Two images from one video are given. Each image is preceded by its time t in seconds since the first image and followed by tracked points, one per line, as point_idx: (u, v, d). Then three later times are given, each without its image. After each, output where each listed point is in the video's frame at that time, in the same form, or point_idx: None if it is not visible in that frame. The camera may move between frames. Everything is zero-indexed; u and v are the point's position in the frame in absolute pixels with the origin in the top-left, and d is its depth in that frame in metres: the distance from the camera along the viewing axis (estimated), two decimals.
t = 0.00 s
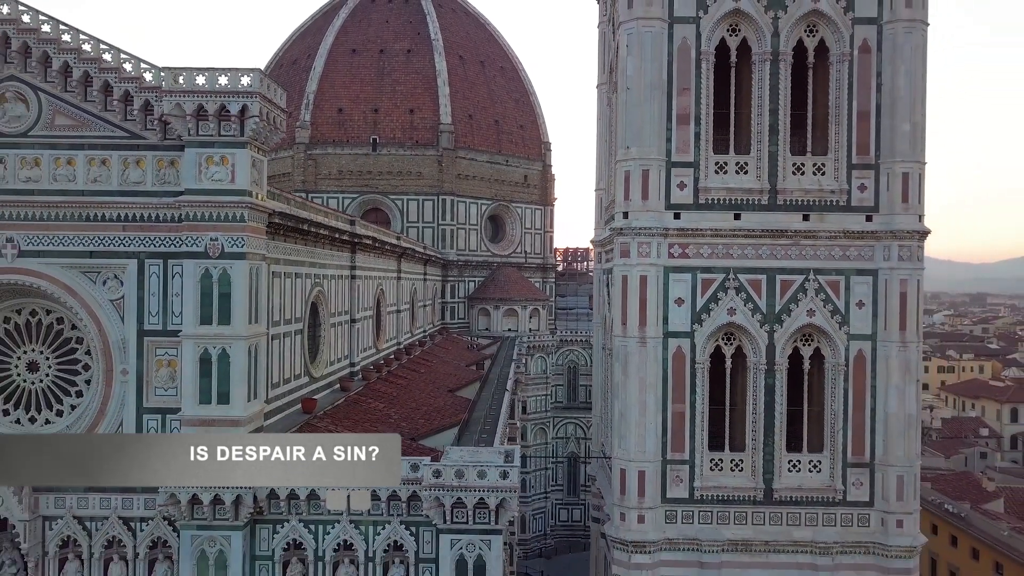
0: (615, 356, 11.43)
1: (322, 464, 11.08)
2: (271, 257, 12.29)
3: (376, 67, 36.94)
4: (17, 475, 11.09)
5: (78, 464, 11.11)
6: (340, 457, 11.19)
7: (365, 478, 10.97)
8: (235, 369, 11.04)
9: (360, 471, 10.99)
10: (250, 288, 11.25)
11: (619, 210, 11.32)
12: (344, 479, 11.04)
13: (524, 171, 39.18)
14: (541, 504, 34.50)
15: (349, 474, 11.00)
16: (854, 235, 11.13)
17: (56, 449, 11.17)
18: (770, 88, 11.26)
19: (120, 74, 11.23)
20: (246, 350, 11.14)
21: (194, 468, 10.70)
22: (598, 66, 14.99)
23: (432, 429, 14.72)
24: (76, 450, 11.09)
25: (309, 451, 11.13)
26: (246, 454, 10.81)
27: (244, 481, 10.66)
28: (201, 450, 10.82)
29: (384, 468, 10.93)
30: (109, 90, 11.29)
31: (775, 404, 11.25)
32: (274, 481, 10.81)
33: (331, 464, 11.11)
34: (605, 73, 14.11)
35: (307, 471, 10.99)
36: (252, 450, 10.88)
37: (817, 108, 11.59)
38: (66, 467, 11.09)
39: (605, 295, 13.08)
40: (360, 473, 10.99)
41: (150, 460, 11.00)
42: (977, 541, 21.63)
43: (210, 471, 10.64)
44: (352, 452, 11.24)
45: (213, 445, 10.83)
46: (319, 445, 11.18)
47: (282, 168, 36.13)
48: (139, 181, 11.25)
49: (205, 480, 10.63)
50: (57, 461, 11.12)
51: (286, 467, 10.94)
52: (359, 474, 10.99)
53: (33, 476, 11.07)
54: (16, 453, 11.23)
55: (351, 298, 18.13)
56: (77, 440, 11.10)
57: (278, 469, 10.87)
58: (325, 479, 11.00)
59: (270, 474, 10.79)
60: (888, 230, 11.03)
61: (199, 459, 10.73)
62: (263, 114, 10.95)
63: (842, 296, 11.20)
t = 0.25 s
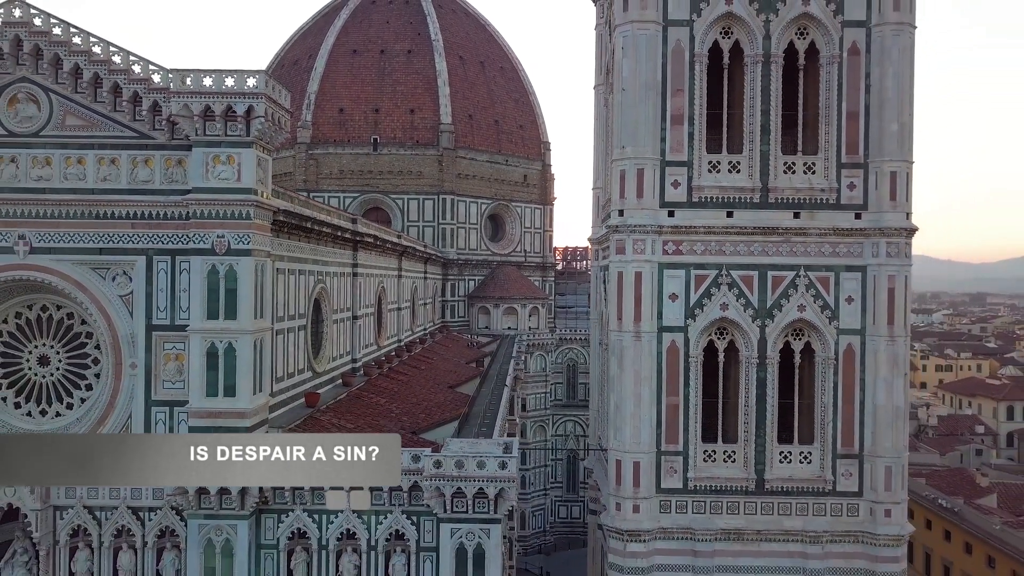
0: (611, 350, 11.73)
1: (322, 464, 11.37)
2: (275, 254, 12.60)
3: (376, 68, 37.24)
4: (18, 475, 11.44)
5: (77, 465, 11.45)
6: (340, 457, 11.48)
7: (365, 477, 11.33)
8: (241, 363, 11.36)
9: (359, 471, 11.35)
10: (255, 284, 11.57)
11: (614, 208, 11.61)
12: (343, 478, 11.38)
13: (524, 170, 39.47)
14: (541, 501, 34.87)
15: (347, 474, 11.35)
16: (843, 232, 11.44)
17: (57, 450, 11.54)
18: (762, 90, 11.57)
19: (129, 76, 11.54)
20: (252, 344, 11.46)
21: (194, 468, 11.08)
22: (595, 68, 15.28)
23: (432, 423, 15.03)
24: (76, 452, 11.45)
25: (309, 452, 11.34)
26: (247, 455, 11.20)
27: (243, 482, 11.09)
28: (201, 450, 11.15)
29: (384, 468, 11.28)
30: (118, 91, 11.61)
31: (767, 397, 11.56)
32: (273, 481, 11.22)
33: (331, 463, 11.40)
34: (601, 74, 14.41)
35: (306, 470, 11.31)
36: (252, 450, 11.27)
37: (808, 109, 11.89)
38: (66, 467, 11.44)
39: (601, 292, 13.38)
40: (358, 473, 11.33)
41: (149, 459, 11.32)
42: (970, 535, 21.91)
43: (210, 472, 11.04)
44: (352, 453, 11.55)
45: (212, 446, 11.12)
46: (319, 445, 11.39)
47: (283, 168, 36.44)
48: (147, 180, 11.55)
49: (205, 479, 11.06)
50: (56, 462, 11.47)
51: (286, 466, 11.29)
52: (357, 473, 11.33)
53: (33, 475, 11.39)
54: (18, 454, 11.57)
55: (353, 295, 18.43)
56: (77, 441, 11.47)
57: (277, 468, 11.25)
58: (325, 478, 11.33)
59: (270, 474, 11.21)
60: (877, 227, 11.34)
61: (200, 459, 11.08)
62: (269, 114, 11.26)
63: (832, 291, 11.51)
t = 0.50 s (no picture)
0: (608, 344, 12.03)
1: (321, 464, 11.40)
2: (280, 251, 12.90)
3: (377, 68, 37.55)
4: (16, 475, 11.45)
5: (73, 464, 11.42)
6: (340, 458, 11.49)
7: (365, 477, 11.47)
8: (247, 357, 11.67)
9: (361, 471, 11.46)
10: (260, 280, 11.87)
11: (611, 206, 11.91)
12: (343, 477, 11.44)
13: (523, 170, 39.78)
14: (540, 498, 35.17)
15: (348, 474, 11.43)
16: (834, 229, 11.74)
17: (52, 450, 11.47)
18: (755, 91, 11.87)
19: (138, 77, 11.84)
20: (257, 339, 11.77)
21: (194, 468, 11.34)
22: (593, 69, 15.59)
23: (433, 417, 15.33)
24: (73, 451, 11.41)
25: (309, 452, 11.41)
26: (247, 455, 11.40)
27: (243, 481, 11.35)
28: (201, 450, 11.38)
29: (385, 467, 11.43)
30: (127, 92, 11.91)
31: (759, 391, 11.86)
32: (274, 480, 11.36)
33: (330, 463, 11.42)
34: (598, 75, 14.71)
35: (306, 470, 11.38)
36: (252, 450, 11.44)
37: (800, 109, 12.18)
38: (64, 466, 11.40)
39: (599, 289, 13.69)
40: (360, 472, 11.45)
41: (149, 459, 11.49)
42: (963, 530, 22.20)
43: (210, 472, 11.31)
44: (352, 453, 11.59)
45: (212, 447, 11.34)
46: (319, 445, 11.46)
47: (285, 167, 36.74)
48: (156, 179, 11.86)
49: (205, 479, 11.33)
50: (53, 462, 11.40)
51: (286, 465, 11.37)
52: (358, 473, 11.45)
53: (28, 477, 11.34)
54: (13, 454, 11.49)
55: (355, 293, 18.74)
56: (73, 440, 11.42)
57: (277, 467, 11.38)
58: (326, 478, 11.39)
59: (270, 473, 11.37)
60: (867, 225, 11.64)
61: (199, 459, 11.32)
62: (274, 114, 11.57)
63: (823, 287, 11.81)
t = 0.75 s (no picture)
0: (605, 339, 12.33)
1: (322, 464, 11.95)
2: (285, 249, 13.21)
3: (378, 69, 37.86)
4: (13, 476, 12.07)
5: (66, 464, 12.00)
6: (340, 458, 11.96)
7: (364, 477, 11.85)
8: (253, 351, 11.99)
9: (362, 471, 11.86)
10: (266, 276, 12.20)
11: (608, 205, 12.21)
12: (343, 476, 11.89)
13: (523, 170, 40.08)
14: (540, 495, 35.45)
15: (347, 474, 11.87)
16: (825, 227, 12.04)
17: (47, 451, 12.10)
18: (748, 93, 12.19)
19: (147, 79, 12.16)
20: (263, 333, 12.09)
21: (195, 467, 11.84)
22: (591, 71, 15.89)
23: (434, 412, 15.63)
24: (65, 452, 12.01)
25: (309, 451, 11.94)
26: (247, 455, 11.81)
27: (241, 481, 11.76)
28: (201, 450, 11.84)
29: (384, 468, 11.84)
30: (137, 93, 12.23)
31: (752, 385, 12.17)
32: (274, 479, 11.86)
33: (330, 463, 11.95)
34: (596, 77, 15.00)
35: (306, 469, 11.93)
36: (252, 450, 11.88)
37: (792, 110, 12.49)
38: (56, 467, 11.97)
39: (596, 285, 13.99)
40: (361, 472, 11.85)
41: (149, 460, 11.95)
42: (956, 524, 22.51)
43: (209, 472, 11.80)
44: (352, 453, 11.94)
45: (212, 447, 11.79)
46: (319, 445, 11.97)
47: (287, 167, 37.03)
48: (164, 178, 12.16)
49: (205, 479, 11.81)
50: (45, 464, 11.99)
51: (286, 465, 11.92)
52: (358, 473, 11.85)
53: (29, 473, 11.98)
54: (11, 456, 12.15)
55: (357, 291, 19.04)
56: (66, 441, 12.03)
57: (278, 467, 11.89)
58: (325, 477, 11.92)
59: (271, 473, 11.85)
60: (857, 222, 11.95)
61: (200, 459, 11.82)
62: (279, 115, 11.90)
63: (814, 284, 12.11)
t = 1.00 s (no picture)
0: (602, 335, 12.63)
1: (321, 463, 12.31)
2: (289, 247, 13.52)
3: (379, 69, 38.17)
4: (13, 475, 12.25)
5: (64, 464, 12.17)
6: (340, 457, 12.38)
7: (363, 477, 12.21)
8: (258, 346, 12.29)
9: (363, 471, 12.21)
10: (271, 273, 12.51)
11: (604, 203, 12.51)
12: (342, 476, 12.28)
13: (523, 169, 40.37)
14: (539, 492, 35.78)
15: (346, 473, 12.26)
16: (816, 225, 12.35)
17: (46, 450, 12.26)
18: (741, 94, 12.49)
19: (155, 80, 12.46)
20: (268, 329, 12.40)
21: (195, 467, 12.15)
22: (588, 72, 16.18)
23: (434, 406, 15.94)
24: (63, 452, 12.16)
25: (309, 451, 12.31)
26: (247, 454, 12.07)
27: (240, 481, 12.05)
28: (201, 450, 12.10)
29: (384, 467, 12.17)
30: (144, 95, 12.52)
31: (745, 379, 12.47)
32: (274, 479, 12.13)
33: (330, 463, 12.33)
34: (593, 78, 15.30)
35: (306, 469, 12.25)
36: (252, 451, 12.10)
37: (784, 111, 12.79)
38: (55, 467, 12.14)
39: (593, 282, 14.29)
40: (361, 472, 12.20)
41: (149, 459, 12.20)
42: (950, 519, 22.81)
43: (209, 471, 12.09)
44: (352, 452, 12.41)
45: (212, 447, 12.06)
46: (319, 445, 12.34)
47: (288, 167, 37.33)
48: (171, 177, 12.47)
49: (205, 478, 12.10)
50: (44, 463, 12.16)
51: (286, 464, 12.20)
52: (358, 473, 12.22)
53: (29, 472, 12.21)
54: (9, 456, 12.26)
55: (359, 288, 19.34)
56: (65, 441, 12.19)
57: (278, 467, 12.17)
58: (325, 477, 12.27)
59: (271, 472, 12.13)
60: (847, 221, 12.25)
61: (200, 459, 12.11)
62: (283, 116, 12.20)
63: (806, 280, 12.41)
